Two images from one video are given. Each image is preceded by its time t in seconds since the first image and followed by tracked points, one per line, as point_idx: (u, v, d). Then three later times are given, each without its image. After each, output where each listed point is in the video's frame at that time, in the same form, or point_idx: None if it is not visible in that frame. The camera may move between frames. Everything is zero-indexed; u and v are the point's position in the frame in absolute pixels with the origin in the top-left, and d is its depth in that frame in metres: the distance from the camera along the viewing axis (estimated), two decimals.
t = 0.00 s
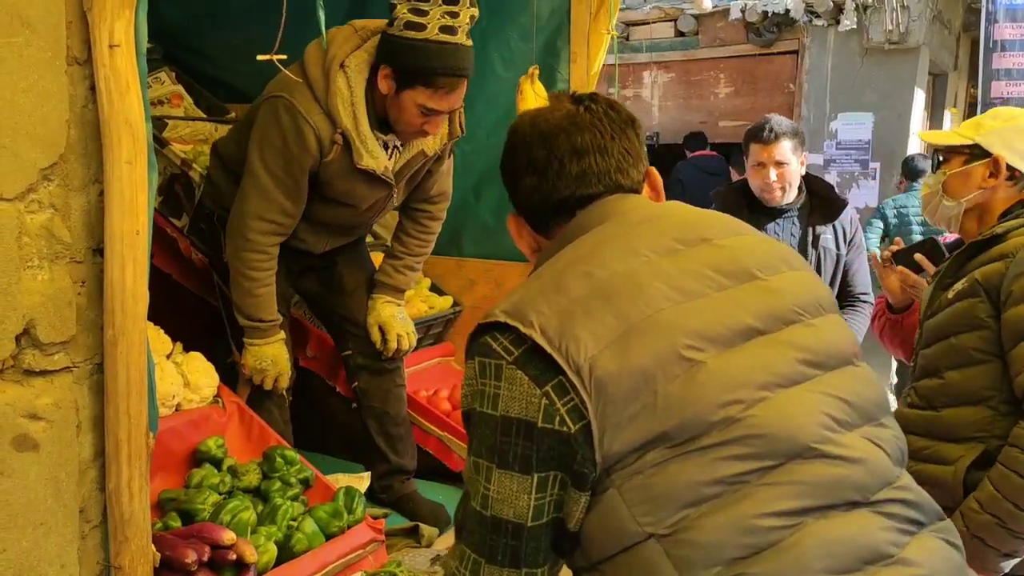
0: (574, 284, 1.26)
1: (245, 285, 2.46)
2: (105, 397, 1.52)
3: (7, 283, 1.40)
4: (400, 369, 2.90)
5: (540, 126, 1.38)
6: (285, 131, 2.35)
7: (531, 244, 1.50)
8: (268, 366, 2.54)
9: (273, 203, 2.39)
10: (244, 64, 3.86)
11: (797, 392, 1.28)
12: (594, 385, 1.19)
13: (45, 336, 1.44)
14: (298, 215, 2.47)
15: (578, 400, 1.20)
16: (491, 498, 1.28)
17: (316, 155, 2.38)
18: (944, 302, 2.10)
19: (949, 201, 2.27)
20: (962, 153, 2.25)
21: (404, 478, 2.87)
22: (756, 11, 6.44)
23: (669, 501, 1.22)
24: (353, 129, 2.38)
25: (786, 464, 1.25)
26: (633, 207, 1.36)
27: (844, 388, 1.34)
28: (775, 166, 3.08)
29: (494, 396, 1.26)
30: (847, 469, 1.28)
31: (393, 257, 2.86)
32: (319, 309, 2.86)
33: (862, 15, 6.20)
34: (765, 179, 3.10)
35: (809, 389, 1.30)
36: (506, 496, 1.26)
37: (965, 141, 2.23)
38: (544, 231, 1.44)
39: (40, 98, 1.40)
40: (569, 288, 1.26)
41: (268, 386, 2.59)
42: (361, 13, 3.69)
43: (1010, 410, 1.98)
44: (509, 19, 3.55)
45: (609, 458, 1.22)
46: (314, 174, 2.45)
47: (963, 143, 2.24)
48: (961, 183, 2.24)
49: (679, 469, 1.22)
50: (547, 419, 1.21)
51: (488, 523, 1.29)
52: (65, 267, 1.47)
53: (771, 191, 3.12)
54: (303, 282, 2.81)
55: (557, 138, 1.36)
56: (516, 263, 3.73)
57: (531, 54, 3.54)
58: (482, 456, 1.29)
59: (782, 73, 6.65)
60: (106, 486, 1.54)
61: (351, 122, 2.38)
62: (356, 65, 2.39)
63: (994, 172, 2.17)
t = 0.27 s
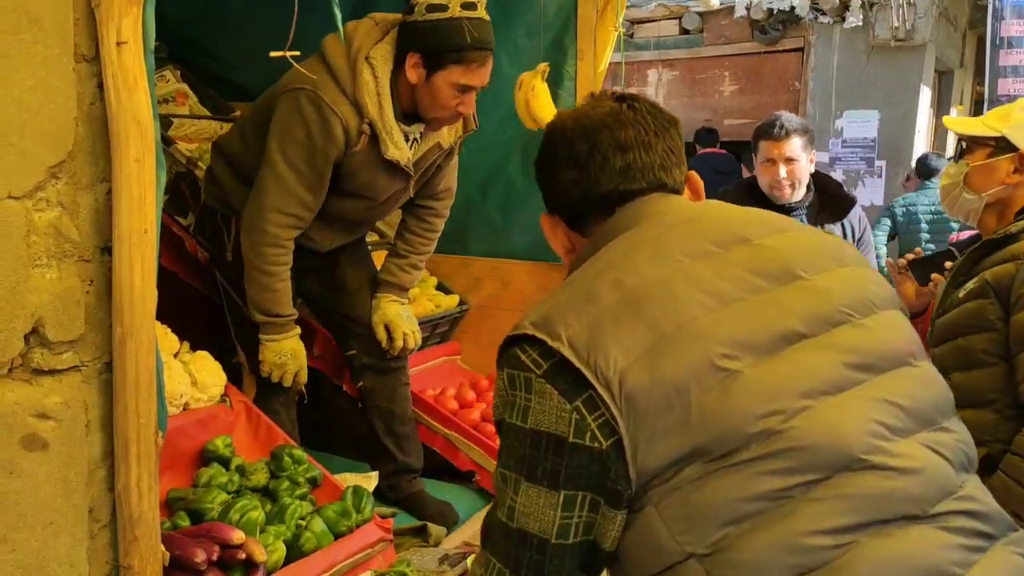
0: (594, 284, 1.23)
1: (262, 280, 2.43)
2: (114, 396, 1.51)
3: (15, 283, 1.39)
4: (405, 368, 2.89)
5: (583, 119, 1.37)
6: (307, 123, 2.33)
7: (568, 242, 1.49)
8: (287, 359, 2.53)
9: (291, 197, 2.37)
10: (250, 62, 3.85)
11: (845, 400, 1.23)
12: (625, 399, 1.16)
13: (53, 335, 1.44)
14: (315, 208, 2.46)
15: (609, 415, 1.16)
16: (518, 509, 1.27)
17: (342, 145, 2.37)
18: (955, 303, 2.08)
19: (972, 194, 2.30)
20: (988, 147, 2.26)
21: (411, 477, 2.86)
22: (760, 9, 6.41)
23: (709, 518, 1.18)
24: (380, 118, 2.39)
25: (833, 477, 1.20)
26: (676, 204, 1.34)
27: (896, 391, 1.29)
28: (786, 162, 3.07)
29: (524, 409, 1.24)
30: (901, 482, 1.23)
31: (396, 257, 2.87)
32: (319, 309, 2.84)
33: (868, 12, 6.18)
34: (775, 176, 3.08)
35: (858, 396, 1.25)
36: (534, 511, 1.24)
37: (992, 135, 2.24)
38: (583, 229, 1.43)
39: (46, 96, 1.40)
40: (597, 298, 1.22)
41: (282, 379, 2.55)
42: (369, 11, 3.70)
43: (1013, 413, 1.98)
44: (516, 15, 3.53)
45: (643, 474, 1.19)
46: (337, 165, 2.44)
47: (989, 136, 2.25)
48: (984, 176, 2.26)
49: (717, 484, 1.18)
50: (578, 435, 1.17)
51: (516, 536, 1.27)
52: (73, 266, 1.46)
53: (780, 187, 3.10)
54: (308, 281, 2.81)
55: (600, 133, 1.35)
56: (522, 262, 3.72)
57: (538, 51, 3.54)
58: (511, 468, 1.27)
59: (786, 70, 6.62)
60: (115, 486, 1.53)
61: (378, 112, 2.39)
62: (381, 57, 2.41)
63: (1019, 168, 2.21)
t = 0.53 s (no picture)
0: (638, 317, 1.23)
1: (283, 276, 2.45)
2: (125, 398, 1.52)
3: (27, 285, 1.37)
4: (411, 369, 2.88)
5: (653, 142, 1.44)
6: (327, 119, 2.33)
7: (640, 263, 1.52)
8: (307, 348, 2.56)
9: (310, 192, 2.39)
10: (255, 62, 3.86)
11: (928, 441, 1.16)
12: (677, 438, 1.13)
13: (64, 337, 1.43)
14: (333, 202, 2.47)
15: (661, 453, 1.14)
16: (564, 537, 1.28)
17: (363, 136, 2.37)
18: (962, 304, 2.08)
19: (995, 190, 2.32)
20: (1014, 142, 2.29)
21: (418, 478, 2.86)
22: (765, 9, 6.42)
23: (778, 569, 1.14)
24: (399, 111, 2.40)
25: (918, 528, 1.14)
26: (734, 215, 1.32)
27: (996, 423, 1.20)
28: (796, 159, 3.07)
29: (578, 438, 1.25)
30: (990, 530, 1.15)
31: (401, 257, 2.87)
32: (324, 310, 2.84)
33: (873, 10, 6.17)
34: (784, 173, 3.08)
35: (946, 432, 1.18)
36: (582, 541, 1.24)
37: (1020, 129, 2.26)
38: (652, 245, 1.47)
39: (58, 99, 1.39)
40: (654, 331, 1.20)
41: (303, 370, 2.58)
42: (375, 11, 3.70)
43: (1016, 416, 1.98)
44: (522, 13, 3.51)
45: (703, 517, 1.16)
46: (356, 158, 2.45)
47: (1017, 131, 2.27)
48: (1009, 173, 2.27)
49: (784, 530, 1.14)
50: (630, 471, 1.16)
51: (561, 563, 1.29)
52: (84, 268, 1.46)
53: (788, 186, 3.10)
54: (313, 283, 2.81)
55: (667, 148, 1.42)
56: (528, 262, 3.72)
57: (541, 51, 3.54)
58: (563, 497, 1.28)
59: (791, 69, 6.61)
60: (127, 487, 1.54)
61: (397, 106, 2.40)
62: (398, 51, 2.41)
63: None
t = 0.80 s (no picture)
0: (721, 351, 1.13)
1: (283, 282, 2.45)
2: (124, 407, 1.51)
3: (26, 294, 1.38)
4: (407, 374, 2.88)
5: (767, 160, 1.41)
6: (326, 121, 2.33)
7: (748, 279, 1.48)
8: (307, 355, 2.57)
9: (310, 195, 2.37)
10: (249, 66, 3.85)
11: None
12: (755, 483, 1.03)
13: (63, 345, 1.43)
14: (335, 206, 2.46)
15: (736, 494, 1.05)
16: (624, 561, 1.22)
17: (362, 137, 2.37)
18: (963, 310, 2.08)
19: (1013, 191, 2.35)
20: None
21: (416, 483, 2.85)
22: (757, 10, 6.44)
23: None
24: (398, 111, 2.39)
25: None
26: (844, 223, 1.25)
27: None
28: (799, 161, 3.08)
29: (653, 466, 1.18)
30: None
31: (397, 262, 2.87)
32: (322, 317, 2.84)
33: (866, 11, 6.19)
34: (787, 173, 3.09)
35: None
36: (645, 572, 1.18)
37: None
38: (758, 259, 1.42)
39: (56, 105, 1.39)
40: (738, 364, 1.10)
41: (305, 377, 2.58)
42: (371, 13, 3.70)
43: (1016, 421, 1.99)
44: (516, 17, 3.53)
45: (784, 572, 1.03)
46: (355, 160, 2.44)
47: None
48: None
49: None
50: (703, 508, 1.09)
51: None
52: (83, 276, 1.45)
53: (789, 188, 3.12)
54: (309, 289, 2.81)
55: (778, 159, 1.40)
56: (524, 266, 3.72)
57: (536, 55, 3.55)
58: (632, 524, 1.22)
59: (784, 71, 6.65)
60: (125, 498, 1.52)
61: (396, 107, 2.39)
62: (395, 51, 2.40)
63: None
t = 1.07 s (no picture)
0: (808, 318, 1.06)
1: (252, 293, 2.42)
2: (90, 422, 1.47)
3: None
4: (378, 385, 2.85)
5: (867, 106, 1.21)
6: (293, 129, 2.30)
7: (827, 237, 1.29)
8: (278, 368, 2.54)
9: (277, 204, 2.35)
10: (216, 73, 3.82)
11: None
12: (842, 473, 0.98)
13: (26, 359, 1.39)
14: (303, 216, 2.43)
15: (815, 477, 1.00)
16: (679, 531, 1.16)
17: (330, 147, 2.35)
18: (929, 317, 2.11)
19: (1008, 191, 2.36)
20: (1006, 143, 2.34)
21: (389, 494, 2.82)
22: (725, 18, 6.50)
23: None
24: (366, 120, 2.38)
25: None
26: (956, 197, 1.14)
27: None
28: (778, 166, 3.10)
29: (716, 435, 1.11)
30: None
31: (366, 271, 2.84)
32: (291, 328, 2.81)
33: (832, 19, 6.26)
34: (767, 178, 3.11)
35: None
36: (700, 546, 1.12)
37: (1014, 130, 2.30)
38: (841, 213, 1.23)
39: (18, 114, 1.36)
40: (832, 336, 1.04)
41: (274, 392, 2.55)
42: (339, 20, 3.68)
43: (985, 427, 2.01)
44: (487, 24, 3.53)
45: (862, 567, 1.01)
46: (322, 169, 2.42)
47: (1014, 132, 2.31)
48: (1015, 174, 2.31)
49: None
50: (772, 489, 1.03)
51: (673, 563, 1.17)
52: (46, 288, 1.42)
53: (767, 193, 3.14)
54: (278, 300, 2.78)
55: (882, 104, 1.20)
56: (495, 274, 3.70)
57: (507, 63, 3.54)
58: (686, 493, 1.16)
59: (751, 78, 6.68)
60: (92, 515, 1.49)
61: (363, 113, 2.37)
62: (361, 59, 2.38)
63: None
